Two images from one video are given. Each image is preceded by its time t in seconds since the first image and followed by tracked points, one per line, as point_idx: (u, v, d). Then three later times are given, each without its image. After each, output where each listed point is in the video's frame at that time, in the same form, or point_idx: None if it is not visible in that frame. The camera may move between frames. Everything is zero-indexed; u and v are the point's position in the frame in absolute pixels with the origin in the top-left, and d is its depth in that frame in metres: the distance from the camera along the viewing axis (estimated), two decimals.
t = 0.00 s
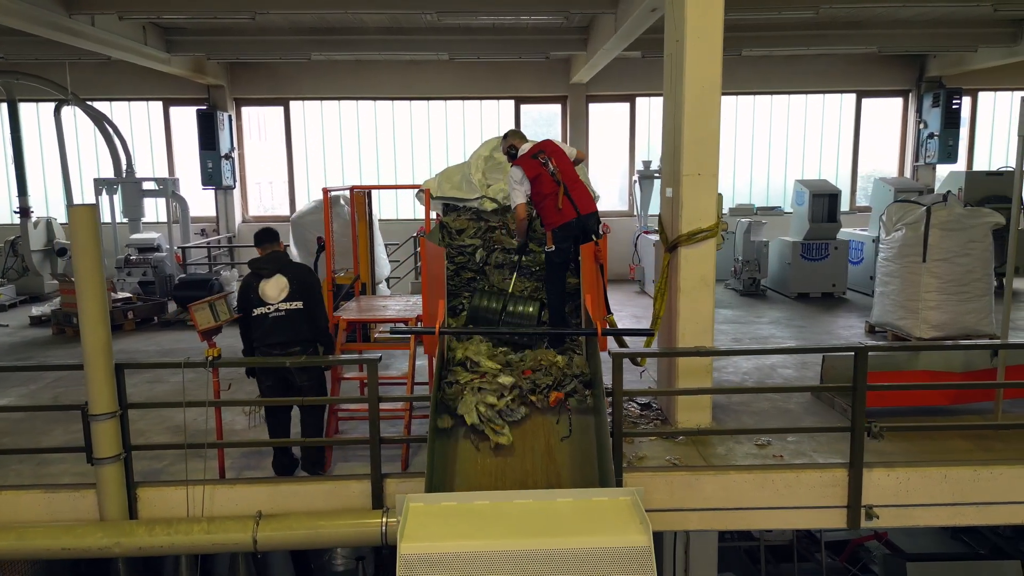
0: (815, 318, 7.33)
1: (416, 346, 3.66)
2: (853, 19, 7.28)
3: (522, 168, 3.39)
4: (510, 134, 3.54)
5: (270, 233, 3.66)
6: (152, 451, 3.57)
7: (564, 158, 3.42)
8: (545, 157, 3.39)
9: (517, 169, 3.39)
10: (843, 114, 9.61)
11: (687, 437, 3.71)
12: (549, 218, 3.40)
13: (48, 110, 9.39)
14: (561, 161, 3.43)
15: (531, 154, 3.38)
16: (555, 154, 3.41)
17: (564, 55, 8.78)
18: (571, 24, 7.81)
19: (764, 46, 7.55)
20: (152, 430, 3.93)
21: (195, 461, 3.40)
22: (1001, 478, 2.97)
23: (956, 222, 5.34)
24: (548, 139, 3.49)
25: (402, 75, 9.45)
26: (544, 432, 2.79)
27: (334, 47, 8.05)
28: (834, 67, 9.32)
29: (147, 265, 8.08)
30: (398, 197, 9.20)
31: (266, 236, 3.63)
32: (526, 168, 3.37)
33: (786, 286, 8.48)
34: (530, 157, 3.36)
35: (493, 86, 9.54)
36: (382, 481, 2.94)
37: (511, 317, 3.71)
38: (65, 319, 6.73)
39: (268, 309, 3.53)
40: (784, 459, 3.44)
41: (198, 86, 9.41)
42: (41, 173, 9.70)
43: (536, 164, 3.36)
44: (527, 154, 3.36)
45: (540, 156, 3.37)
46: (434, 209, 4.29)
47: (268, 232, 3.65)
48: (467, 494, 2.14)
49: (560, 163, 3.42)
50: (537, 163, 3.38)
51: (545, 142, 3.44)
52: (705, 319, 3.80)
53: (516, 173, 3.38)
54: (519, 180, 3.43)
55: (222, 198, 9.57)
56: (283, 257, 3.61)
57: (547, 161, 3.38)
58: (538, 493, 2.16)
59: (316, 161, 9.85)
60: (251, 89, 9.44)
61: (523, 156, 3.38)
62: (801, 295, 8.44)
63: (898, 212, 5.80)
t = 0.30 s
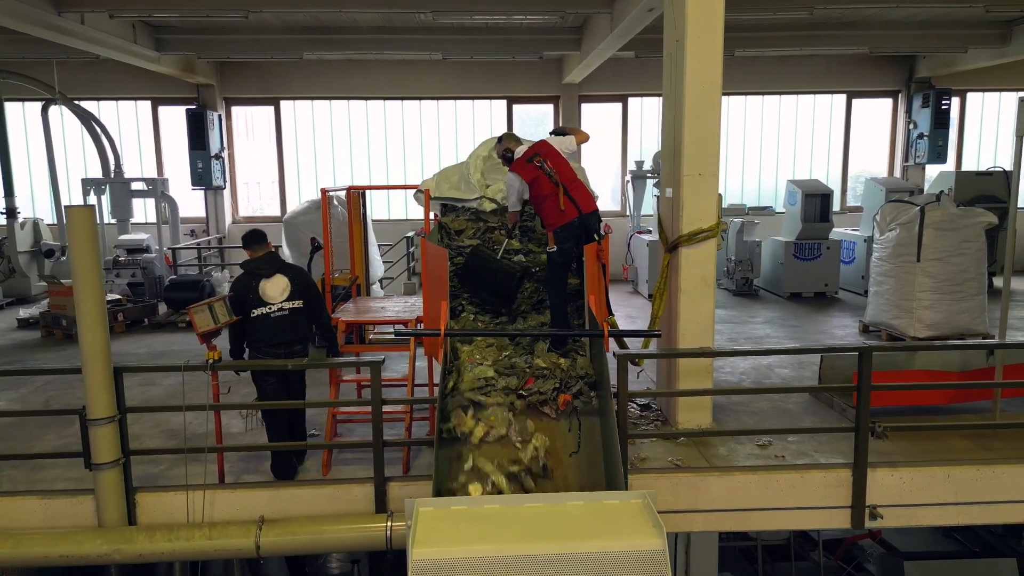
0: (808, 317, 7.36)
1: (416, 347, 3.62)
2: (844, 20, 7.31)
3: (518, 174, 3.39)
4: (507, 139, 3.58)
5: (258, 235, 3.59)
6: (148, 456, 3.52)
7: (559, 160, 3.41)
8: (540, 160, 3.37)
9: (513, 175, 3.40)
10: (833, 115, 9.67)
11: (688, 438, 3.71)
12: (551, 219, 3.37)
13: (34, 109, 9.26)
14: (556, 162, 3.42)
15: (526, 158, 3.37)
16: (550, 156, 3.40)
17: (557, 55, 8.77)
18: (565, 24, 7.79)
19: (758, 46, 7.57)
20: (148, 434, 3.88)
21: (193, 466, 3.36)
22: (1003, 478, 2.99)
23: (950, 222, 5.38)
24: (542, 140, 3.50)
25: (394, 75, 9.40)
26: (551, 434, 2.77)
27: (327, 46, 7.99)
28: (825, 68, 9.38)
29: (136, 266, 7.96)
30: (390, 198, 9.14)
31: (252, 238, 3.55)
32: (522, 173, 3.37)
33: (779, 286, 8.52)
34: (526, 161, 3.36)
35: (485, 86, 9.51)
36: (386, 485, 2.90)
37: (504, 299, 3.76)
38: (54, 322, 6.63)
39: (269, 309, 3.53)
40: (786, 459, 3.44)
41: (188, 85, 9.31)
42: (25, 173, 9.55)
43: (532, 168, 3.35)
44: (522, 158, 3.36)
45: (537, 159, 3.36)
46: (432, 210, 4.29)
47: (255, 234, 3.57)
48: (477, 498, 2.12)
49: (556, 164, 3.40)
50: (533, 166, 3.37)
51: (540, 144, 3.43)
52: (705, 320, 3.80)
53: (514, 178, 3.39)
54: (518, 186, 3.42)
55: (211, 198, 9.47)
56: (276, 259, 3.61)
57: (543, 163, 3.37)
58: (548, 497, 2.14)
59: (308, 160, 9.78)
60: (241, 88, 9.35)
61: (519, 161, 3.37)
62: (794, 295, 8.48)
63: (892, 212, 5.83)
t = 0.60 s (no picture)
0: (800, 317, 7.40)
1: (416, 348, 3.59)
2: (836, 21, 7.35)
3: (512, 188, 3.37)
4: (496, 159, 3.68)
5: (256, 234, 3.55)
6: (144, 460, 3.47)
7: (549, 164, 3.39)
8: (531, 170, 3.35)
9: (507, 192, 3.36)
10: (824, 115, 9.72)
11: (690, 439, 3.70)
12: (554, 221, 3.36)
13: (19, 109, 9.13)
14: (546, 167, 3.41)
15: (517, 172, 3.35)
16: (540, 164, 3.37)
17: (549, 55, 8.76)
18: (558, 24, 7.78)
19: (751, 47, 7.59)
20: (143, 439, 3.83)
21: (191, 470, 3.32)
22: (1005, 476, 3.01)
23: (943, 221, 5.41)
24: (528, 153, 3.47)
25: (385, 74, 9.35)
26: (556, 436, 2.75)
27: (319, 46, 7.92)
28: (815, 68, 9.43)
29: (124, 268, 7.85)
30: (382, 198, 9.09)
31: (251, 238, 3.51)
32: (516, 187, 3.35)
33: (772, 285, 8.55)
34: (518, 174, 3.34)
35: (476, 86, 9.48)
36: (389, 488, 2.87)
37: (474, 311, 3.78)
38: (43, 324, 6.53)
39: (267, 308, 3.50)
40: (787, 459, 3.45)
41: (176, 85, 9.21)
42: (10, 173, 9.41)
43: (524, 179, 3.34)
44: (512, 173, 3.34)
45: (527, 169, 3.34)
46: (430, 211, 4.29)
47: (252, 234, 3.54)
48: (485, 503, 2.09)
49: (548, 169, 3.38)
50: (525, 177, 3.35)
51: (527, 155, 3.40)
52: (705, 320, 3.79)
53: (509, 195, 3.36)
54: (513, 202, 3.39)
55: (201, 199, 9.37)
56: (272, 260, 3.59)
57: (535, 171, 3.35)
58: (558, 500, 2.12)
59: (298, 160, 9.71)
60: (230, 88, 9.26)
61: (508, 176, 3.37)
62: (786, 295, 8.52)
63: (885, 212, 5.86)
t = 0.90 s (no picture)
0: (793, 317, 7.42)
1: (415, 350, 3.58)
2: (828, 22, 7.39)
3: (522, 180, 3.33)
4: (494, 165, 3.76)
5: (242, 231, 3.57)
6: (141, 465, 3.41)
7: (556, 163, 3.42)
8: (538, 166, 3.38)
9: (512, 185, 3.32)
10: (813, 116, 9.78)
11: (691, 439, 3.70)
12: (561, 220, 3.35)
13: (4, 108, 8.99)
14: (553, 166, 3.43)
15: (525, 166, 3.35)
16: (547, 162, 3.41)
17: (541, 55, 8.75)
18: (552, 24, 7.77)
19: (745, 47, 7.61)
20: (138, 442, 3.77)
21: (191, 474, 3.28)
22: (1007, 475, 3.03)
23: (936, 221, 5.45)
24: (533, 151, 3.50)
25: (377, 74, 9.30)
26: (561, 437, 2.75)
27: (311, 45, 7.86)
28: (805, 68, 9.49)
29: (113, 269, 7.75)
30: (374, 198, 9.04)
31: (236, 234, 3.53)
32: (525, 180, 3.33)
33: (764, 285, 8.59)
34: (526, 168, 3.35)
35: (468, 86, 9.45)
36: (393, 491, 2.85)
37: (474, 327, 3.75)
38: (31, 326, 6.43)
39: (259, 302, 3.51)
40: (789, 459, 3.46)
41: (164, 83, 9.10)
42: None
43: (534, 174, 3.33)
44: (521, 166, 3.34)
45: (535, 165, 3.36)
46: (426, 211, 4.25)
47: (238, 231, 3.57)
48: (498, 505, 2.08)
49: (555, 167, 3.41)
50: (533, 173, 3.36)
51: (532, 153, 3.43)
52: (705, 320, 3.79)
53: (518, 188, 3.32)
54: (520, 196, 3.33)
55: (190, 199, 9.27)
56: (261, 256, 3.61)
57: (543, 168, 3.36)
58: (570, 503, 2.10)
59: (289, 160, 9.64)
60: (220, 87, 9.17)
61: (518, 170, 3.34)
62: (778, 294, 8.56)
63: (879, 211, 5.90)
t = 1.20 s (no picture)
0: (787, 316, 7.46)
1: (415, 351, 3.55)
2: (820, 23, 7.43)
3: (535, 179, 3.34)
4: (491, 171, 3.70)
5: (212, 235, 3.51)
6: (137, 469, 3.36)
7: (566, 164, 3.47)
8: (548, 166, 3.40)
9: (524, 182, 3.32)
10: (803, 116, 9.84)
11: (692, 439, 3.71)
12: (573, 221, 3.38)
13: None
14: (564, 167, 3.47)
15: (538, 166, 3.36)
16: (558, 162, 3.44)
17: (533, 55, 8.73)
18: (545, 24, 7.76)
19: (738, 48, 7.63)
20: (134, 446, 3.72)
21: (189, 478, 3.23)
22: (1007, 473, 3.06)
23: (929, 221, 5.50)
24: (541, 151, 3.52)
25: (368, 74, 9.25)
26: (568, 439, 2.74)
27: (303, 44, 7.80)
28: (796, 69, 9.54)
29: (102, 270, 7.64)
30: (365, 198, 8.99)
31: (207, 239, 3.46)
32: (537, 179, 3.33)
33: (756, 285, 8.63)
34: (538, 168, 3.35)
35: (460, 86, 9.42)
36: (397, 494, 2.83)
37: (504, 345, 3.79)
38: (19, 329, 6.32)
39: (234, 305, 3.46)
40: (790, 459, 3.46)
41: (153, 82, 9.00)
42: None
43: (547, 174, 3.35)
44: (534, 165, 3.35)
45: (547, 166, 3.37)
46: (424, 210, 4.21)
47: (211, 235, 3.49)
48: (509, 508, 2.07)
49: (564, 168, 3.44)
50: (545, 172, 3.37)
51: (541, 154, 3.45)
52: (705, 320, 3.80)
53: (529, 186, 3.33)
54: (530, 194, 3.35)
55: (179, 200, 9.16)
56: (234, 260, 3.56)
57: (555, 168, 3.39)
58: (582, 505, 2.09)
59: (279, 160, 9.57)
60: (209, 86, 9.08)
61: (531, 169, 3.34)
62: (770, 294, 8.60)
63: (871, 211, 5.94)
